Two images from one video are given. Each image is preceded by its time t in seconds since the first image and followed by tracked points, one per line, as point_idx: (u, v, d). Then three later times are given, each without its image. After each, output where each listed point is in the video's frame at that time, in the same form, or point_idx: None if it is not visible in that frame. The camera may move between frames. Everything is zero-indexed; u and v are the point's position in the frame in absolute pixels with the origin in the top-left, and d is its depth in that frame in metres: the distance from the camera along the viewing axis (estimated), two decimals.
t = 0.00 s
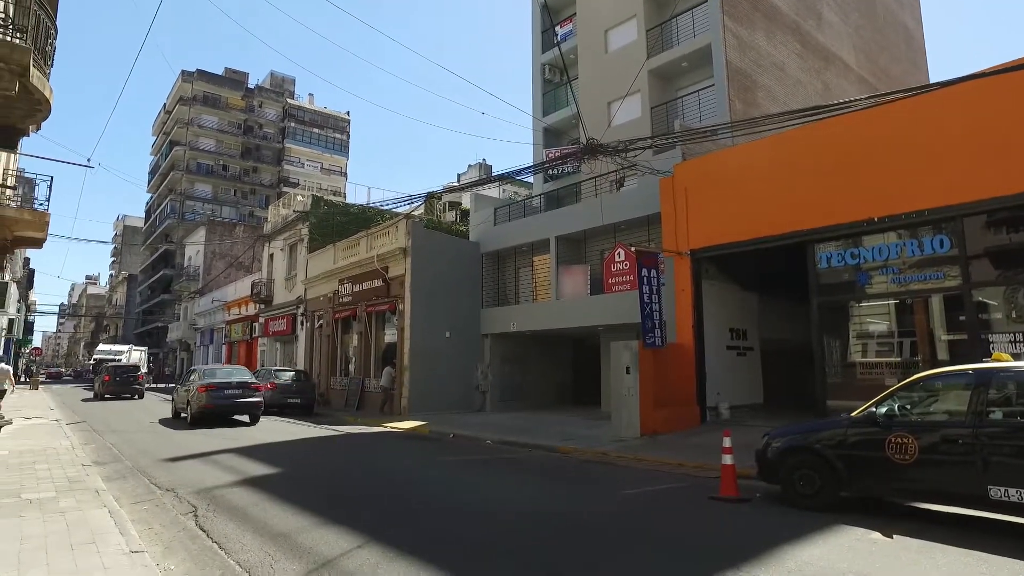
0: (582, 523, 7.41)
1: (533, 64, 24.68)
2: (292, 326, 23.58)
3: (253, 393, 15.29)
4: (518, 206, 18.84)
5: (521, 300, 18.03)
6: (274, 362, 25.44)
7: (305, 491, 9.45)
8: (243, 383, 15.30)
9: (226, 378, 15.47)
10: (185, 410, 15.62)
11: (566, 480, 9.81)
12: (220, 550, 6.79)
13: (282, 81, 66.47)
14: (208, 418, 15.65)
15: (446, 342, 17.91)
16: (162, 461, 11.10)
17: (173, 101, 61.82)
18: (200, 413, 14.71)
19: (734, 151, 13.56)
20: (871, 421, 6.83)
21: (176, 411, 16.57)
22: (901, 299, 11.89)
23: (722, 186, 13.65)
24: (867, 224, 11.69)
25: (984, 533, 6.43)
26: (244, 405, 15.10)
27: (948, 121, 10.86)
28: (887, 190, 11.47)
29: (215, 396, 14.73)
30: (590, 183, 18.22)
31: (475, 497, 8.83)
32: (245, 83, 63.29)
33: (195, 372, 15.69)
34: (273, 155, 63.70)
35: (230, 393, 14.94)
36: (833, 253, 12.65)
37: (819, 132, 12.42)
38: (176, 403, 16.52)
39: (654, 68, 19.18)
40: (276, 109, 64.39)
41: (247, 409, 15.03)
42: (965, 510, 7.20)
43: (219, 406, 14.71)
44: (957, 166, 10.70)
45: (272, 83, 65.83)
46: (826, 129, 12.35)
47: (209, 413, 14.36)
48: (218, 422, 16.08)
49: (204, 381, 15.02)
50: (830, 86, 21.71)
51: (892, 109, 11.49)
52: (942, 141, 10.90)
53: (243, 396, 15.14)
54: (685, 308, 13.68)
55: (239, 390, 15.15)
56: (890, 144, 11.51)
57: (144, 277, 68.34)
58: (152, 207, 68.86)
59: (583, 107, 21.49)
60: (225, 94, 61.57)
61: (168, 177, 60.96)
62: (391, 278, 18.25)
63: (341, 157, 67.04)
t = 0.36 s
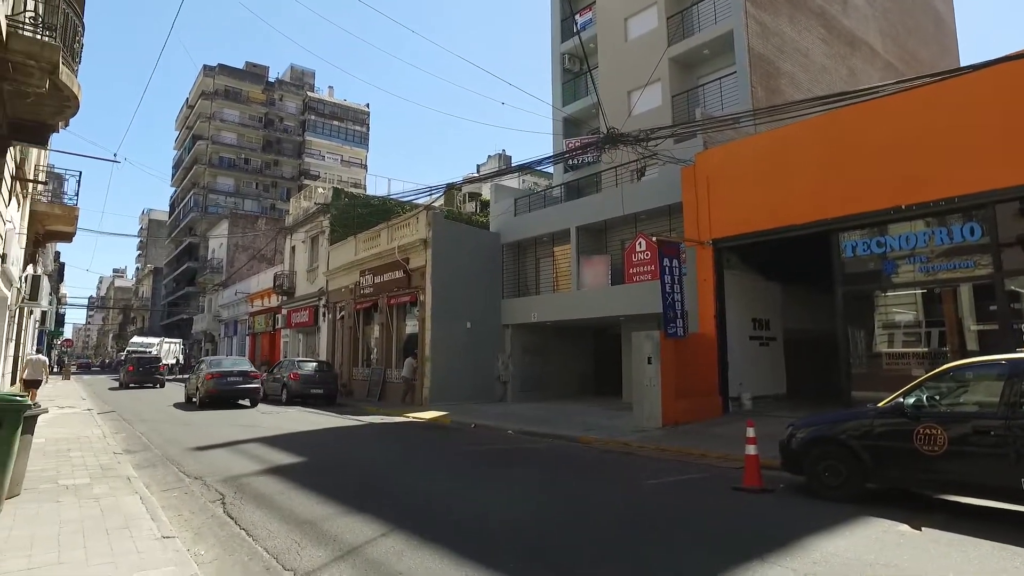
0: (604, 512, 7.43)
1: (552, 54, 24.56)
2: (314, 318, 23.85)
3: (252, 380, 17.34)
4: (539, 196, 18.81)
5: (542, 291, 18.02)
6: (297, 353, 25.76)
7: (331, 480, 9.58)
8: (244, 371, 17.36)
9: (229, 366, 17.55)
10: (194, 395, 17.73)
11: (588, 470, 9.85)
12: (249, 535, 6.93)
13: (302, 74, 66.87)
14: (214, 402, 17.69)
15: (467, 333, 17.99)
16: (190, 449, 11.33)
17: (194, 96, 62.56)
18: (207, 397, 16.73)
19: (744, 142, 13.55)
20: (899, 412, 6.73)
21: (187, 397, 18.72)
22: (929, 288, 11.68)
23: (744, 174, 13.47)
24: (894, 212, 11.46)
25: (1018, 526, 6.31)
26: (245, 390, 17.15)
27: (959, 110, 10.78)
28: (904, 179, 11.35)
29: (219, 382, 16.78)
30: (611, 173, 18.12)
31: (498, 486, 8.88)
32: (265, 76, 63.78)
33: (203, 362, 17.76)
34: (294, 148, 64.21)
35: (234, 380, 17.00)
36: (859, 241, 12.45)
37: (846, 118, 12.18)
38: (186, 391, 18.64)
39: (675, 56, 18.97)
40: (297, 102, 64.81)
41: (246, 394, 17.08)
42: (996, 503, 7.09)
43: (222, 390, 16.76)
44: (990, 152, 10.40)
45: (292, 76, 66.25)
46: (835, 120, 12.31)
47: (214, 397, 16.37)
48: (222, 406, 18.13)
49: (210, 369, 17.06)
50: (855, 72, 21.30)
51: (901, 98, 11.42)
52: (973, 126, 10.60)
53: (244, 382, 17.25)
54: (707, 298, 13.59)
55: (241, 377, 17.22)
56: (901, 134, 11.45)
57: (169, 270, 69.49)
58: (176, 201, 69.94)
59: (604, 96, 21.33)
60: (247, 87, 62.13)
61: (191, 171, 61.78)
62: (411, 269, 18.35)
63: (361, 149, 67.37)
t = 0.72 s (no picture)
0: (625, 504, 7.43)
1: (570, 44, 24.43)
2: (334, 310, 24.07)
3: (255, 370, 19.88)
4: (557, 188, 18.76)
5: (561, 283, 17.98)
6: (317, 345, 26.03)
7: (353, 471, 9.68)
8: (249, 362, 19.92)
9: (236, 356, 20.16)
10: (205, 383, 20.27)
11: (608, 462, 9.84)
12: (274, 525, 7.03)
13: (320, 68, 67.20)
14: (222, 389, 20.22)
15: (486, 325, 18.03)
16: (215, 440, 11.51)
17: (214, 91, 63.20)
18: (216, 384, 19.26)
19: (758, 133, 13.49)
20: (925, 405, 6.63)
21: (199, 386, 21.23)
22: (955, 279, 11.47)
23: (765, 163, 13.30)
24: (919, 201, 11.23)
25: None
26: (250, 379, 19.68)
27: (978, 97, 10.62)
28: (931, 167, 11.10)
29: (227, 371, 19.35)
30: (630, 164, 18.01)
31: (518, 477, 8.93)
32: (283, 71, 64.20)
33: (213, 353, 20.33)
34: (312, 142, 64.65)
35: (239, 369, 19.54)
36: (883, 232, 12.18)
37: (870, 105, 11.94)
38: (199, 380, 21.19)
39: (694, 45, 18.75)
40: (315, 96, 65.19)
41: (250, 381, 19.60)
42: None
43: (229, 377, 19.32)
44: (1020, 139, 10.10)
45: (309, 70, 66.60)
46: (851, 108, 12.20)
47: (221, 386, 18.91)
48: (230, 392, 20.77)
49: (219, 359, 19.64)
50: (879, 58, 20.88)
51: (919, 87, 11.28)
52: (1003, 112, 10.30)
53: (248, 371, 19.77)
54: (728, 289, 13.47)
55: (245, 367, 19.79)
56: (923, 122, 11.25)
57: (190, 264, 70.50)
58: (196, 195, 70.84)
59: (622, 87, 21.17)
60: (266, 81, 62.63)
61: (211, 166, 62.51)
62: (430, 262, 18.41)
63: (378, 142, 67.64)
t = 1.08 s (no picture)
0: (644, 498, 7.43)
1: (587, 36, 24.32)
2: (352, 305, 24.26)
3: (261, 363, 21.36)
4: (575, 181, 18.71)
5: (579, 276, 17.92)
6: (336, 340, 26.27)
7: (372, 464, 9.76)
8: (256, 355, 21.41)
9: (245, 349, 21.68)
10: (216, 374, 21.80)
11: (626, 455, 9.83)
12: (296, 517, 7.13)
13: (336, 63, 67.51)
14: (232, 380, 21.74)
15: (504, 319, 18.06)
16: (237, 433, 11.68)
17: (233, 87, 63.82)
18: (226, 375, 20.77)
19: (777, 125, 13.33)
20: (952, 401, 6.52)
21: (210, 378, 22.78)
22: (982, 271, 11.23)
23: (786, 154, 13.13)
24: (945, 191, 11.02)
25: None
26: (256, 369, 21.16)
27: (1004, 85, 10.39)
28: (957, 157, 10.87)
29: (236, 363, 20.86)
30: (648, 156, 17.90)
31: (537, 470, 8.96)
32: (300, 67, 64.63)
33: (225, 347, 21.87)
34: (330, 137, 65.04)
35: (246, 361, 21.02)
36: (907, 223, 11.90)
37: (894, 94, 11.72)
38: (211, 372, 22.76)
39: (713, 36, 18.55)
40: (332, 91, 65.52)
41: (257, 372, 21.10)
42: None
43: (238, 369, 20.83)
44: None
45: (326, 65, 66.96)
46: (872, 99, 12.01)
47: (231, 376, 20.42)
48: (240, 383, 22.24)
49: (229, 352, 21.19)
50: (903, 46, 20.49)
51: (942, 75, 11.06)
52: None
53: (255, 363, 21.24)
54: (747, 282, 13.36)
55: (253, 360, 21.30)
56: (949, 110, 11.02)
57: (210, 260, 71.43)
58: (216, 191, 71.66)
59: (640, 79, 21.02)
60: (284, 77, 63.08)
61: (229, 162, 63.20)
62: (448, 256, 18.47)
63: (396, 137, 67.83)
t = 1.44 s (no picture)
0: (664, 494, 7.41)
1: (605, 30, 24.15)
2: (371, 300, 24.44)
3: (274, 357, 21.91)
4: (593, 176, 18.63)
5: (598, 272, 17.86)
6: (355, 335, 26.48)
7: (392, 459, 9.84)
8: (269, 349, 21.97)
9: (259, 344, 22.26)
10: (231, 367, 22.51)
11: (646, 451, 9.81)
12: (318, 511, 7.21)
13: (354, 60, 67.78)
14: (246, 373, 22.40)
15: (522, 314, 18.06)
16: (259, 428, 11.84)
17: (252, 85, 64.40)
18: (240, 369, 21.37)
19: (799, 117, 13.13)
20: (982, 398, 6.39)
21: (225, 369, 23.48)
22: (1010, 265, 11.00)
23: (808, 147, 12.94)
24: (972, 183, 10.78)
25: None
26: (268, 363, 21.75)
27: None
28: (985, 149, 10.61)
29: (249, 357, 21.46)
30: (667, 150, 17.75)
31: (556, 466, 8.97)
32: (318, 64, 65.00)
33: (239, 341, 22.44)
34: (348, 134, 65.36)
35: (259, 355, 21.60)
36: (932, 217, 11.70)
37: (919, 85, 11.48)
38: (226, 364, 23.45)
39: (732, 28, 18.32)
40: (350, 88, 65.81)
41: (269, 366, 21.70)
42: None
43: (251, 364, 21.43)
44: None
45: (344, 62, 67.24)
46: (896, 90, 11.79)
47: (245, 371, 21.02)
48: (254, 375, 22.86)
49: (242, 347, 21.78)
50: (929, 36, 20.07)
51: (967, 65, 10.81)
52: None
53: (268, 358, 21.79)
54: (768, 277, 13.22)
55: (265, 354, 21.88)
56: (976, 101, 10.75)
57: (230, 256, 72.29)
58: (235, 188, 72.38)
59: (659, 73, 20.83)
60: (303, 75, 63.49)
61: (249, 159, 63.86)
62: (467, 252, 18.50)
63: (413, 133, 67.94)
